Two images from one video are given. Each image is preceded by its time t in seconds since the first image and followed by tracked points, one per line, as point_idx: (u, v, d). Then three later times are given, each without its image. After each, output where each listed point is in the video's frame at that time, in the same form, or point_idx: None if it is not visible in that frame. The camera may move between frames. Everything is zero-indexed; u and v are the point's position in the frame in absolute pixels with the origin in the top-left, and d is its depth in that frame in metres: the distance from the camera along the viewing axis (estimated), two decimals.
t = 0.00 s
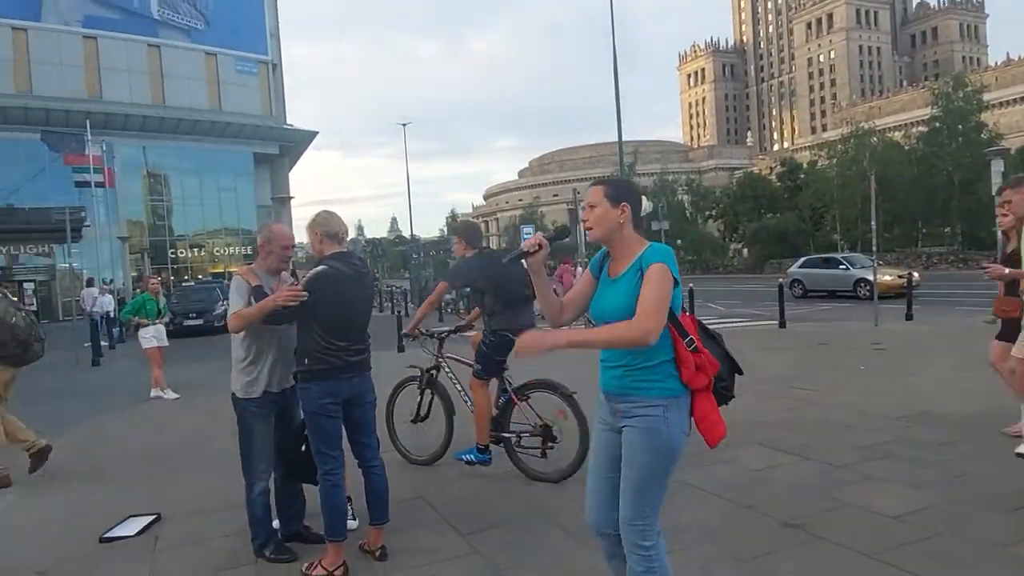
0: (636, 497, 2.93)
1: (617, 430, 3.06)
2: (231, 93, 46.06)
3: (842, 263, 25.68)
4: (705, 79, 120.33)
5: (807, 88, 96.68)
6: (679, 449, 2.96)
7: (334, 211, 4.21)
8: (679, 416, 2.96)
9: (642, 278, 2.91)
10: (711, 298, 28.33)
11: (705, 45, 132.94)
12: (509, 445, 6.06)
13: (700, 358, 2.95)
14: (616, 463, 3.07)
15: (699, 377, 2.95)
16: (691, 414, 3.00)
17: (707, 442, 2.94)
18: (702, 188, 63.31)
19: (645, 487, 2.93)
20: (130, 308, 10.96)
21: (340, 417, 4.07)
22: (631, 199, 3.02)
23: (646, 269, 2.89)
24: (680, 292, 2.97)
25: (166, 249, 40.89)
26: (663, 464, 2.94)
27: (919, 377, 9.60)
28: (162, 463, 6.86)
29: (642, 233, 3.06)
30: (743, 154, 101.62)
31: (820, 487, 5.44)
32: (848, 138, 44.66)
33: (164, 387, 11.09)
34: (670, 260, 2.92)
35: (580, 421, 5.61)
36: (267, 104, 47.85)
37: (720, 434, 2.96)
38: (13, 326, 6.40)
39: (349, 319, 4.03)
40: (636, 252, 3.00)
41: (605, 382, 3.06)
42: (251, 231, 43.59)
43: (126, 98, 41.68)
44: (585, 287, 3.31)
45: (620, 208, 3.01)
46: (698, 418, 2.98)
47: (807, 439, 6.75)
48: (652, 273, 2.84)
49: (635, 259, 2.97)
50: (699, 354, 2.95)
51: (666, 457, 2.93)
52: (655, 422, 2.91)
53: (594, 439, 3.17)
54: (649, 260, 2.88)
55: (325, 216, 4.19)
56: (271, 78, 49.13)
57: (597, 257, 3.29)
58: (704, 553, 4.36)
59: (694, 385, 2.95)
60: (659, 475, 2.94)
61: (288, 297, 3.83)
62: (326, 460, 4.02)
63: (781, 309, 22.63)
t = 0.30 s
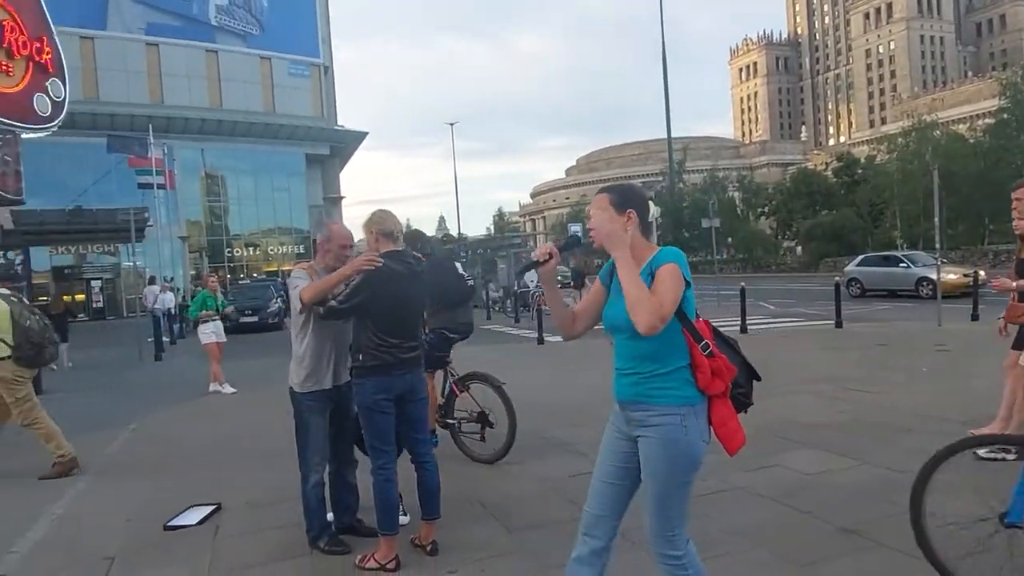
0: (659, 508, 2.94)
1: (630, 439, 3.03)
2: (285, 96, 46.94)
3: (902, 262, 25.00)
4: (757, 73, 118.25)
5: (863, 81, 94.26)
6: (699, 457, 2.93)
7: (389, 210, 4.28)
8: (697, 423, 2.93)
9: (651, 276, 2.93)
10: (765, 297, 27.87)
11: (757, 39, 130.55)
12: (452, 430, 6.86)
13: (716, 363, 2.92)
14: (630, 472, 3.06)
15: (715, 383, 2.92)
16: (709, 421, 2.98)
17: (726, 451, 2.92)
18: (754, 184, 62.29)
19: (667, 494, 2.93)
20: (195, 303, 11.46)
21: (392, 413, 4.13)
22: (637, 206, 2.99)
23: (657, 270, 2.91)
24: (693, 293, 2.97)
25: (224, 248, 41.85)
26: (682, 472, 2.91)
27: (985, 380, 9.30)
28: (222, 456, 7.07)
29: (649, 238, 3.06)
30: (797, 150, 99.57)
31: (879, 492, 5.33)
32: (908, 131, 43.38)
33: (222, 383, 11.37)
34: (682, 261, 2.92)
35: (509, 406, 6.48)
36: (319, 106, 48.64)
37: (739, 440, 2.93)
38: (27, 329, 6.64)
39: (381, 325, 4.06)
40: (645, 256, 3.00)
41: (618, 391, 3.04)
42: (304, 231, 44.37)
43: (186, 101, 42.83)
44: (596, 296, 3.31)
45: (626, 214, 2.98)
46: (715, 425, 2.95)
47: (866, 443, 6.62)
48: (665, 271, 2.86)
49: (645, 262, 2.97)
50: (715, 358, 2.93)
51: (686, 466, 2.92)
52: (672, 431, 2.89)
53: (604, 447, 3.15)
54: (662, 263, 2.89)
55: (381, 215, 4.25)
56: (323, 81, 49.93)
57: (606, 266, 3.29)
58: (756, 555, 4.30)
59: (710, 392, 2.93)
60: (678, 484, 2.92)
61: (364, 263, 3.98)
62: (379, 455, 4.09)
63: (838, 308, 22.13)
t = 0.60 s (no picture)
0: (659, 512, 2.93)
1: (622, 442, 3.03)
2: (336, 97, 47.58)
3: (965, 259, 24.20)
4: (811, 66, 115.71)
5: (923, 72, 91.56)
6: (690, 462, 2.92)
7: (444, 208, 4.31)
8: (686, 427, 2.92)
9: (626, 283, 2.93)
10: (820, 295, 27.29)
11: (811, 31, 127.73)
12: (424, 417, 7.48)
13: (700, 367, 2.90)
14: (624, 472, 3.07)
15: (700, 388, 2.91)
16: (696, 427, 2.96)
17: (714, 453, 2.93)
18: (808, 180, 61.07)
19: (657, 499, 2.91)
20: (251, 300, 11.78)
21: (447, 409, 4.17)
22: (624, 213, 2.99)
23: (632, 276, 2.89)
24: (678, 299, 2.95)
25: (276, 247, 42.72)
26: (674, 476, 2.90)
27: None
28: (273, 451, 7.19)
29: (637, 244, 3.05)
30: (853, 144, 97.20)
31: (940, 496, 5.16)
32: (972, 124, 41.98)
33: (276, 377, 11.59)
34: (662, 269, 2.90)
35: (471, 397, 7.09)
36: (368, 107, 49.15)
37: (728, 445, 2.94)
38: (43, 319, 6.86)
39: (445, 321, 4.12)
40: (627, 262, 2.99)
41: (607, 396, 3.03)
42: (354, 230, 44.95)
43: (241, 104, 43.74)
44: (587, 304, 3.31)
45: (611, 222, 2.99)
46: (703, 430, 2.94)
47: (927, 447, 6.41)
48: (636, 278, 2.82)
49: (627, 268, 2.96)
50: (699, 363, 2.91)
51: (682, 469, 2.91)
52: (661, 435, 2.88)
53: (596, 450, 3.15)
54: (634, 270, 2.86)
55: (437, 213, 4.28)
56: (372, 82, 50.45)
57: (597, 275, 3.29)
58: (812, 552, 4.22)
59: (695, 397, 2.91)
60: (665, 488, 2.90)
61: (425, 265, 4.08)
62: (432, 450, 4.13)
63: (896, 307, 21.54)
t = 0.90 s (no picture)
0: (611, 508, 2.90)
1: (599, 435, 3.04)
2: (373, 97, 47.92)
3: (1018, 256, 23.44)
4: (853, 60, 113.44)
5: (971, 65, 89.12)
6: (654, 456, 2.92)
7: (485, 207, 4.31)
8: (653, 422, 2.92)
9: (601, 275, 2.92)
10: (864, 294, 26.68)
11: (853, 25, 125.18)
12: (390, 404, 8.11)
13: (672, 362, 2.89)
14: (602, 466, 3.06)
15: (670, 383, 2.90)
16: (666, 423, 2.96)
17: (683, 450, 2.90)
18: (850, 176, 59.85)
19: (619, 492, 2.89)
20: (292, 298, 11.96)
21: (487, 407, 4.19)
22: (608, 209, 2.98)
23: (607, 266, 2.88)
24: (653, 293, 2.94)
25: (315, 245, 43.32)
26: (638, 472, 2.89)
27: None
28: (310, 446, 7.23)
29: (620, 239, 3.05)
30: (898, 140, 94.99)
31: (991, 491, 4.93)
32: None
33: (316, 373, 11.76)
34: (637, 262, 2.89)
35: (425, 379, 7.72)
36: (404, 106, 49.34)
37: (700, 442, 2.90)
38: (41, 326, 7.05)
39: (482, 321, 4.15)
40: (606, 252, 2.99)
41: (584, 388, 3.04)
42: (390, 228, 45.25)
43: (280, 105, 44.32)
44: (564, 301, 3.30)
45: (595, 217, 2.98)
46: (674, 426, 2.93)
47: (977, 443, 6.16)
48: (609, 267, 2.80)
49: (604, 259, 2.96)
50: (671, 359, 2.90)
51: (646, 463, 2.90)
52: (627, 429, 2.89)
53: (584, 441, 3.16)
54: (609, 260, 2.84)
55: (475, 212, 4.30)
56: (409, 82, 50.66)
57: (585, 270, 3.28)
58: (856, 547, 4.13)
59: (666, 392, 2.91)
60: (629, 482, 2.89)
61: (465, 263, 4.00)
62: (473, 447, 4.16)
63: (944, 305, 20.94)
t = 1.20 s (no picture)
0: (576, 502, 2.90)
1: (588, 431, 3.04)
2: (399, 96, 48.13)
3: None
4: (883, 55, 111.82)
5: (1004, 60, 87.40)
6: (635, 457, 2.92)
7: (515, 206, 4.31)
8: (638, 422, 2.91)
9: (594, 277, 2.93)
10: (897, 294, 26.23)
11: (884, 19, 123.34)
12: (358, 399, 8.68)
13: (661, 363, 2.88)
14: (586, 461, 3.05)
15: (659, 384, 2.88)
16: (656, 423, 2.94)
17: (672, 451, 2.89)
18: (880, 174, 58.97)
19: (600, 491, 2.90)
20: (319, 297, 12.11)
21: (516, 406, 4.20)
22: (604, 209, 2.96)
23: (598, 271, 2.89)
24: (646, 295, 2.94)
25: (340, 244, 43.41)
26: (617, 469, 2.89)
27: None
28: (337, 444, 7.28)
29: (616, 240, 3.02)
30: (930, 136, 93.44)
31: None
32: None
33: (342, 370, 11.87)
34: (628, 265, 2.88)
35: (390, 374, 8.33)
36: (428, 105, 49.39)
37: (690, 444, 2.89)
38: (24, 322, 7.20)
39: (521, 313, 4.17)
40: (600, 253, 2.97)
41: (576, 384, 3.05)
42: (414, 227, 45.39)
43: (307, 105, 44.67)
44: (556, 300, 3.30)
45: (589, 218, 2.96)
46: (663, 427, 2.92)
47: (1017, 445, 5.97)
48: (600, 273, 2.83)
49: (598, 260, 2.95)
50: (661, 359, 2.88)
51: (628, 461, 2.91)
52: (610, 427, 2.90)
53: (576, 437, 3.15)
54: (599, 265, 2.87)
55: (505, 210, 4.29)
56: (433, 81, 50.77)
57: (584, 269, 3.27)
58: (890, 548, 4.08)
59: (655, 393, 2.90)
60: (613, 479, 2.90)
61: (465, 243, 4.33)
62: (502, 445, 4.16)
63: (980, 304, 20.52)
